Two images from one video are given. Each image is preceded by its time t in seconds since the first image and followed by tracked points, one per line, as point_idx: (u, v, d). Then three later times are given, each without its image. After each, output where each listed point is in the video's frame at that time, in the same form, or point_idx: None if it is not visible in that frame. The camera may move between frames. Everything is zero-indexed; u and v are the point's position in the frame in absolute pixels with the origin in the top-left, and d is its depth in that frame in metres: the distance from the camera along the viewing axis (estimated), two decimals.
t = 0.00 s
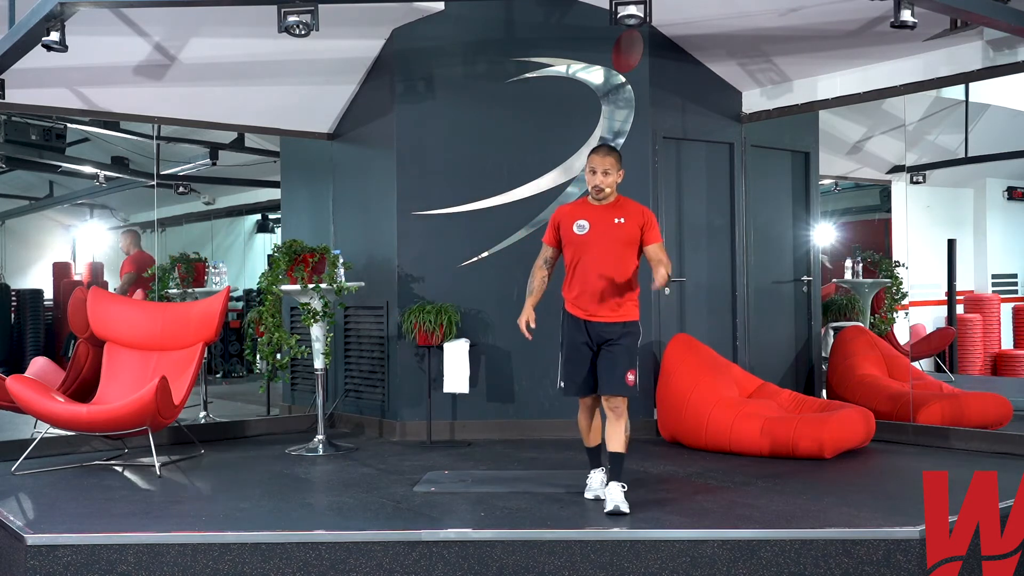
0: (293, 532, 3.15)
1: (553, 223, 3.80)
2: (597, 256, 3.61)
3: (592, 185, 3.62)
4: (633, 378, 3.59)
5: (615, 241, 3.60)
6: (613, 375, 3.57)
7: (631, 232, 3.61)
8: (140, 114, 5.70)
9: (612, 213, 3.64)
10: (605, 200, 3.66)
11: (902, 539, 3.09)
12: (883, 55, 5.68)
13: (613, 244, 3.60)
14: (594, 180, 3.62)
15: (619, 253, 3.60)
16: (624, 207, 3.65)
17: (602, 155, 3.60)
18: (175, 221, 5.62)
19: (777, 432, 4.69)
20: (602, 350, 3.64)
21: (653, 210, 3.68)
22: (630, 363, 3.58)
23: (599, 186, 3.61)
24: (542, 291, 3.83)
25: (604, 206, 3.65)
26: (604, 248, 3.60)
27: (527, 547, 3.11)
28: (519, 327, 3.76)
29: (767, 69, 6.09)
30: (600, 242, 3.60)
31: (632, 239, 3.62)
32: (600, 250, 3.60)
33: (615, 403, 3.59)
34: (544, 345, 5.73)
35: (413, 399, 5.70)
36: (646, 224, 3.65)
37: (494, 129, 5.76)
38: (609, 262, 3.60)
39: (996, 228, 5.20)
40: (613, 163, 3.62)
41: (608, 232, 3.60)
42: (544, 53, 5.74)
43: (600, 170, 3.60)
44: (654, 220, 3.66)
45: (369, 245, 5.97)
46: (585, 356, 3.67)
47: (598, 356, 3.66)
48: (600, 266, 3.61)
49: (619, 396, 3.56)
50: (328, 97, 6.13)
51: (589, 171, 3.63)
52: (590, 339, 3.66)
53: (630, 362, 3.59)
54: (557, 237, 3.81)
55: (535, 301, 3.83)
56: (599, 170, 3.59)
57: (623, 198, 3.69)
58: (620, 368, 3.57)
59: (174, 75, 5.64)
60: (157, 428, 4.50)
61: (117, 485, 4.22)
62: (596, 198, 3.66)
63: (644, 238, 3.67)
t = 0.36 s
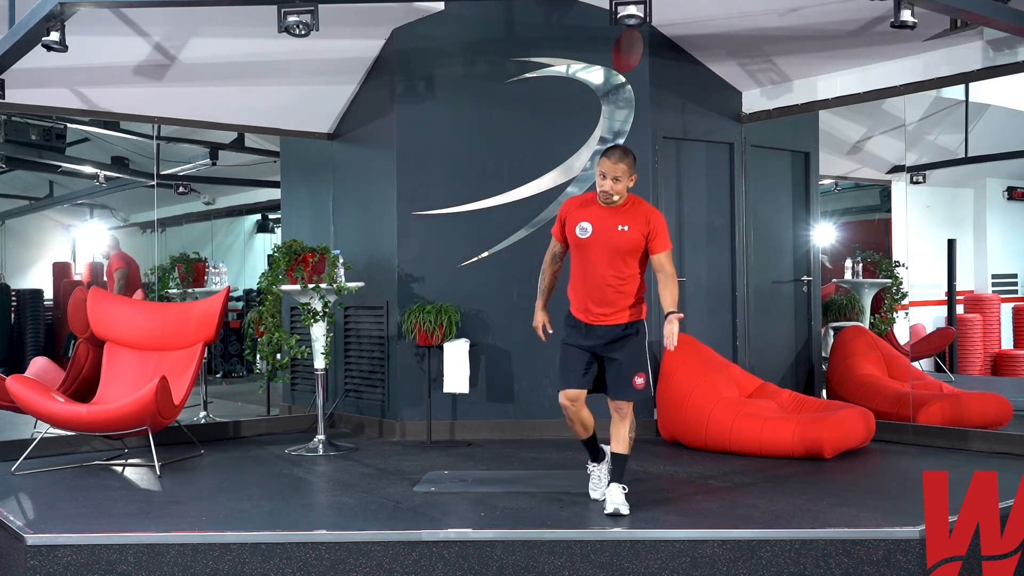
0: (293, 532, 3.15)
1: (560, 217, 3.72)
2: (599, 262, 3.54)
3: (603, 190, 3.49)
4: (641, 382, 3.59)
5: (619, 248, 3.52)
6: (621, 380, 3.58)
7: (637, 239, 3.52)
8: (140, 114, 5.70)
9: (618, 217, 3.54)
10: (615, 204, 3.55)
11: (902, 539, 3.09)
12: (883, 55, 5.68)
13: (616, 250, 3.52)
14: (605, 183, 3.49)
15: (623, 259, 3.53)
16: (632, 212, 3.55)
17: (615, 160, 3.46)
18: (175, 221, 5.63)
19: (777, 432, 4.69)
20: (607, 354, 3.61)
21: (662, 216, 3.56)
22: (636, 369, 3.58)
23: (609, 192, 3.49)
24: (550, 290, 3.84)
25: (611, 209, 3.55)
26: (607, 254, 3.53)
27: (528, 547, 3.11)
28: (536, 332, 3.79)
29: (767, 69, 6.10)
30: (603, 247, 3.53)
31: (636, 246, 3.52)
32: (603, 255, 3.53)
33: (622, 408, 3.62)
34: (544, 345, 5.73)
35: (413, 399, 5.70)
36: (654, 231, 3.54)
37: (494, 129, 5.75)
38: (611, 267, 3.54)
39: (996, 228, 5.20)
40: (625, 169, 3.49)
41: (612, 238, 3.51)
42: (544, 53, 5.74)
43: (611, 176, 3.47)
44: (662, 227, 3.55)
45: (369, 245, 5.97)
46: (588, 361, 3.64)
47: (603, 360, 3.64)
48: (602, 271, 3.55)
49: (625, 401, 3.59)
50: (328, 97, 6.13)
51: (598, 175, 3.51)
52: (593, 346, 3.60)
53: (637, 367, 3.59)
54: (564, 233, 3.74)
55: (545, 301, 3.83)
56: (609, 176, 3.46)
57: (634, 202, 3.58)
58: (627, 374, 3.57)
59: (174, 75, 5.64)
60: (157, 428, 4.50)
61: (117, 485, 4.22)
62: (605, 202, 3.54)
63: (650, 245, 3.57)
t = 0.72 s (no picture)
0: (293, 532, 3.15)
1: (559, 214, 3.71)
2: (602, 258, 3.54)
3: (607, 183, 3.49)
4: (639, 383, 3.60)
5: (622, 244, 3.52)
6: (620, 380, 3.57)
7: (639, 236, 3.52)
8: (141, 114, 5.71)
9: (621, 213, 3.54)
10: (617, 199, 3.55)
11: (902, 539, 3.09)
12: (883, 55, 5.68)
13: (619, 246, 3.52)
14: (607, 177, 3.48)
15: (625, 256, 3.53)
16: (634, 208, 3.55)
17: (618, 152, 3.44)
18: (175, 221, 5.63)
19: (777, 431, 4.69)
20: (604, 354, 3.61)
21: (664, 213, 3.57)
22: (634, 369, 3.58)
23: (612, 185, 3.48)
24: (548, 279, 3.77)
25: (614, 205, 3.55)
26: (610, 251, 3.53)
27: (527, 547, 3.11)
28: (529, 317, 3.70)
29: (767, 69, 6.10)
30: (606, 244, 3.52)
31: (639, 243, 3.53)
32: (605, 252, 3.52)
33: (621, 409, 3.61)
34: (544, 345, 5.73)
35: (413, 399, 5.70)
36: (655, 228, 3.56)
37: (494, 129, 5.75)
38: (613, 264, 3.54)
39: (996, 228, 5.20)
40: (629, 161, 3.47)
41: (615, 235, 3.52)
42: (544, 53, 5.74)
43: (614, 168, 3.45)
44: (663, 223, 3.56)
45: (369, 245, 5.97)
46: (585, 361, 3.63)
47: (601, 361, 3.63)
48: (604, 268, 3.55)
49: (623, 401, 3.58)
50: (328, 97, 6.14)
51: (602, 168, 3.49)
52: (591, 344, 3.60)
53: (635, 368, 3.59)
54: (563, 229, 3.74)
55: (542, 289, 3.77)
56: (613, 168, 3.45)
57: (638, 198, 3.58)
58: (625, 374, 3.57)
59: (174, 75, 5.65)
60: (157, 428, 4.50)
61: (117, 485, 4.22)
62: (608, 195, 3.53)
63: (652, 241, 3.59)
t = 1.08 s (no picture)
0: (293, 532, 3.15)
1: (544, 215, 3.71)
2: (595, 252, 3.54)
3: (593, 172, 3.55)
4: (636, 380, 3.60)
5: (615, 237, 3.56)
6: (615, 377, 3.57)
7: (628, 227, 3.57)
8: (141, 114, 5.71)
9: (610, 208, 3.59)
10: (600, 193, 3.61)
11: (902, 539, 3.09)
12: (883, 55, 5.69)
13: (611, 239, 3.55)
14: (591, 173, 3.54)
15: (617, 249, 3.55)
16: (621, 202, 3.61)
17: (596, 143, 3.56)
18: (175, 221, 5.63)
19: (777, 431, 4.69)
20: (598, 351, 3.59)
21: (648, 207, 3.65)
22: (629, 366, 3.57)
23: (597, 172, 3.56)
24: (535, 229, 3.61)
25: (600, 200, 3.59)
26: (602, 244, 3.54)
27: (527, 547, 3.11)
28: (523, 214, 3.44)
29: (767, 69, 6.10)
30: (597, 238, 3.54)
31: (628, 235, 3.58)
32: (598, 245, 3.54)
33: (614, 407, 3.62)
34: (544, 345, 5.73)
35: (414, 399, 5.70)
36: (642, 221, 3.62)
37: (494, 129, 5.75)
38: (607, 258, 3.54)
39: (996, 228, 5.20)
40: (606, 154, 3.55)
41: (606, 228, 3.55)
42: (544, 53, 5.74)
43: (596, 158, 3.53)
44: (649, 217, 3.64)
45: (370, 245, 5.96)
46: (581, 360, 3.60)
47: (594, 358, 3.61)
48: (598, 263, 3.54)
49: (619, 398, 3.58)
50: (328, 97, 6.14)
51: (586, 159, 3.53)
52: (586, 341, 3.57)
53: (630, 365, 3.59)
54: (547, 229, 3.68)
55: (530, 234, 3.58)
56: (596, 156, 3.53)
57: (619, 194, 3.65)
58: (621, 371, 3.57)
59: (174, 75, 5.64)
60: (157, 428, 4.50)
61: (117, 485, 4.22)
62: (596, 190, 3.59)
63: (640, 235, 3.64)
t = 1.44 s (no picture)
0: (293, 532, 3.15)
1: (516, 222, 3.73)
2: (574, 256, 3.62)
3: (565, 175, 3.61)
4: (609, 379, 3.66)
5: (592, 243, 3.66)
6: (592, 377, 3.63)
7: (602, 234, 3.70)
8: (141, 114, 5.70)
9: (585, 215, 3.69)
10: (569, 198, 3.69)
11: (902, 539, 3.09)
12: (883, 55, 5.69)
13: (588, 245, 3.64)
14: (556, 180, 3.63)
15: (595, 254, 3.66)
16: (592, 210, 3.73)
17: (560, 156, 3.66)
18: (175, 221, 5.63)
19: (776, 432, 4.69)
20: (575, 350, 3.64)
21: (614, 215, 3.79)
22: (605, 366, 3.64)
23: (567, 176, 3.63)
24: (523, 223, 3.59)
25: (572, 208, 3.69)
26: (582, 249, 3.63)
27: (527, 547, 3.11)
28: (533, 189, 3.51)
29: (767, 69, 6.10)
30: (576, 244, 3.63)
31: (603, 241, 3.70)
32: (578, 251, 3.62)
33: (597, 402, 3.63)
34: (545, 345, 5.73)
35: (414, 399, 5.70)
36: (612, 229, 3.77)
37: (493, 129, 5.75)
38: (585, 263, 3.63)
39: (996, 228, 5.20)
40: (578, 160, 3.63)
41: (584, 234, 3.65)
42: (544, 53, 5.74)
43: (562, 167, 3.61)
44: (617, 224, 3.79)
45: (370, 245, 5.96)
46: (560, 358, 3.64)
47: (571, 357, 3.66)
48: (579, 268, 3.62)
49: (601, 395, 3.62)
50: (328, 97, 6.14)
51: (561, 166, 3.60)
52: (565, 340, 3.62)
53: (605, 365, 3.66)
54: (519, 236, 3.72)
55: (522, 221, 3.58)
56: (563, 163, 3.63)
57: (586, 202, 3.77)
58: (599, 371, 3.63)
59: (174, 75, 5.64)
60: (157, 428, 4.50)
61: (117, 485, 4.22)
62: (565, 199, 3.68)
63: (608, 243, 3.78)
